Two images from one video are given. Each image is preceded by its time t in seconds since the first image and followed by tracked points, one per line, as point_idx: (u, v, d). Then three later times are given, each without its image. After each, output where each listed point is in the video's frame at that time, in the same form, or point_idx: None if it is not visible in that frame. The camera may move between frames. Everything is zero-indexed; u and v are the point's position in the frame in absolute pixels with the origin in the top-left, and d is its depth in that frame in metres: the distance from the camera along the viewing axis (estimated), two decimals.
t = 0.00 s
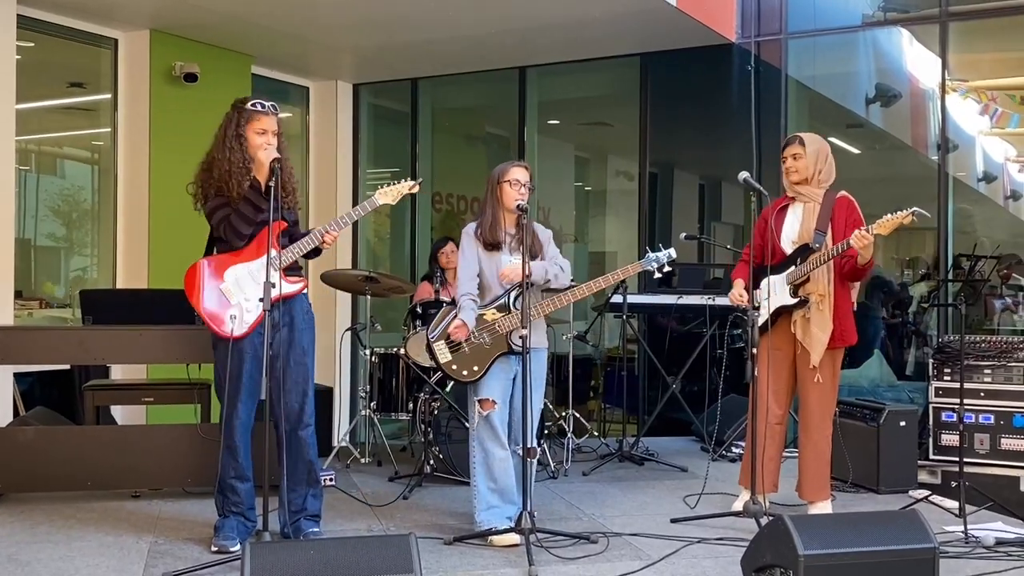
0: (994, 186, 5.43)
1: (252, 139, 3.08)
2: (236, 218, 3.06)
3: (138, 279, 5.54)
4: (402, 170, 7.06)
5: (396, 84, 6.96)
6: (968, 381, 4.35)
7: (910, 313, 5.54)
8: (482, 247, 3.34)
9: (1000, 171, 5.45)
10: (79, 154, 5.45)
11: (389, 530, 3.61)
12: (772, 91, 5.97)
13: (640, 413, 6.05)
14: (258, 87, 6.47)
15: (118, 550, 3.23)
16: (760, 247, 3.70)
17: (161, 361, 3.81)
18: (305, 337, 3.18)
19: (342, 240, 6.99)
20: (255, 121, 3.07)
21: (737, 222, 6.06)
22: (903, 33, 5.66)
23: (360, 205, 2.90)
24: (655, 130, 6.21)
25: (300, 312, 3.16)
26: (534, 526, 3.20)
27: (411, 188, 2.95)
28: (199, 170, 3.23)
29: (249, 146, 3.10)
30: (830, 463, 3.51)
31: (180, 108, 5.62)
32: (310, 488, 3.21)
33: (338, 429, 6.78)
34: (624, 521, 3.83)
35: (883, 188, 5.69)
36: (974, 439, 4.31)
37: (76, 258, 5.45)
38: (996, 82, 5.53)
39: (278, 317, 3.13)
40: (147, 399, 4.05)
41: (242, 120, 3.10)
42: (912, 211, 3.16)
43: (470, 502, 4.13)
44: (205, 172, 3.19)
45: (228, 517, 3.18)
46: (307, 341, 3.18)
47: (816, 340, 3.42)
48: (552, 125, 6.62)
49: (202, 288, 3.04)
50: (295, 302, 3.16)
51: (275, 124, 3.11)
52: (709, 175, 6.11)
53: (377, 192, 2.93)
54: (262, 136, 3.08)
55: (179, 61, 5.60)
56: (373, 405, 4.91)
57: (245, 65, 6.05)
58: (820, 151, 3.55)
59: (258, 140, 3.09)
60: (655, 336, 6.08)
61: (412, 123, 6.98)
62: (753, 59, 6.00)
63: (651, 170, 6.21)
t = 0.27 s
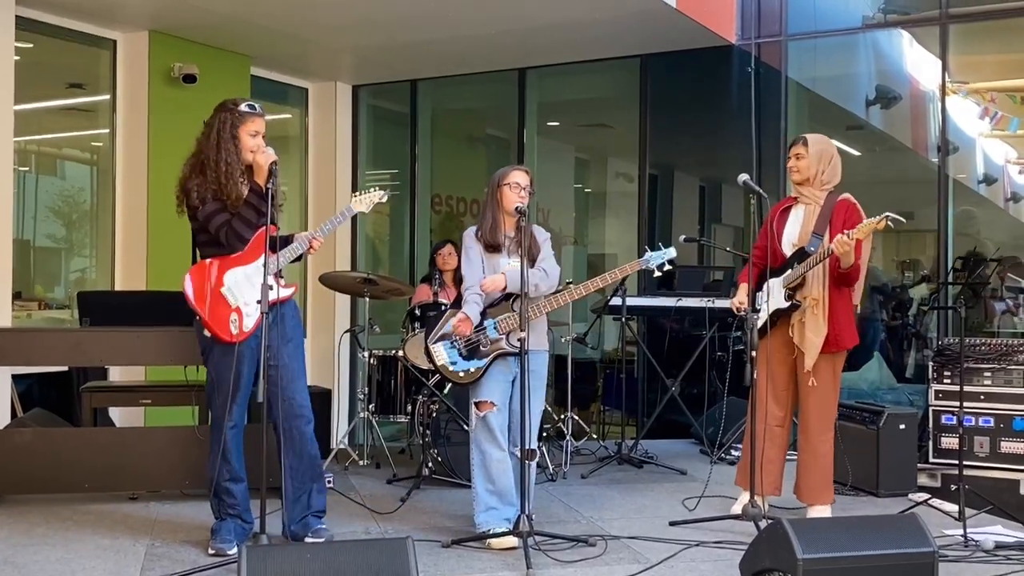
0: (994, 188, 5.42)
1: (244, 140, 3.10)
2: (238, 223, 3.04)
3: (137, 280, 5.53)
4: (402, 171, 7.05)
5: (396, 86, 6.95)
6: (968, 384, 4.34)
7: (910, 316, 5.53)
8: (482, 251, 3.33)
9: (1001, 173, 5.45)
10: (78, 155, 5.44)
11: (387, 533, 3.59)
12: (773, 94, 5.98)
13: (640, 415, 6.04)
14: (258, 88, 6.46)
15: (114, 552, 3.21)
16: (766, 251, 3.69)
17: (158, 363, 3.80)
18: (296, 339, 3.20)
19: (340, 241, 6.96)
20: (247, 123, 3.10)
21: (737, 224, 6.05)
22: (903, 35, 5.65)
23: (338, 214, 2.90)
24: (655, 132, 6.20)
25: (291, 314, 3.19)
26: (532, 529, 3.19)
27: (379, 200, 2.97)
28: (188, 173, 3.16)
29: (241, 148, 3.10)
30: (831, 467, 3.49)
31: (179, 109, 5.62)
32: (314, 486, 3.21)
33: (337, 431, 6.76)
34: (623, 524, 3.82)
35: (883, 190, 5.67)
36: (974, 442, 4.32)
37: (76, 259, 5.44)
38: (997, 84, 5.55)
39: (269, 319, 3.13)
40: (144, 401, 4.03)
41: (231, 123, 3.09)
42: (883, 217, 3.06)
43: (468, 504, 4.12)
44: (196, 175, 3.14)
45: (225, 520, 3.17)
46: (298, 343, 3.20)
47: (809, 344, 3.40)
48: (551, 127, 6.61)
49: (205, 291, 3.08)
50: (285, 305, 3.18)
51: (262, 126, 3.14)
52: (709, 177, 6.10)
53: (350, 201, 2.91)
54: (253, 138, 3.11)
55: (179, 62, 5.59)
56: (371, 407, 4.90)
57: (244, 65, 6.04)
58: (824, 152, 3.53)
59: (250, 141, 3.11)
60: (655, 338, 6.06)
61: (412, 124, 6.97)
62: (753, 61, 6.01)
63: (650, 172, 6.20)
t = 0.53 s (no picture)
0: (996, 189, 5.43)
1: (249, 141, 3.12)
2: (238, 222, 3.08)
3: (139, 281, 5.53)
4: (403, 172, 7.05)
5: (398, 86, 6.96)
6: (970, 386, 4.33)
7: (912, 317, 5.52)
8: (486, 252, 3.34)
9: (1003, 175, 5.46)
10: (81, 155, 5.45)
11: (389, 533, 3.59)
12: (775, 94, 5.94)
13: (642, 416, 6.04)
14: (260, 89, 6.47)
15: (116, 552, 3.21)
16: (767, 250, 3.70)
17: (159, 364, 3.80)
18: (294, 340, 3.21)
19: (342, 242, 6.96)
20: (252, 123, 3.13)
21: (739, 225, 6.05)
22: (905, 36, 5.64)
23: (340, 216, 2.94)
24: (656, 133, 6.20)
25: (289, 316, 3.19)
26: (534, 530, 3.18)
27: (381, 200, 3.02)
28: (189, 171, 3.18)
29: (245, 148, 3.12)
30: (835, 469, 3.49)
31: (182, 109, 5.62)
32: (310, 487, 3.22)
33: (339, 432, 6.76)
34: (625, 525, 3.82)
35: (885, 192, 5.67)
36: (976, 444, 4.31)
37: (78, 260, 5.45)
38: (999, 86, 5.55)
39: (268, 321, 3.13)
40: (146, 401, 4.03)
41: (236, 123, 3.11)
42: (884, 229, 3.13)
43: (470, 505, 4.12)
44: (196, 173, 3.16)
45: (227, 520, 3.17)
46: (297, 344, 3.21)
47: (810, 348, 3.41)
48: (553, 128, 6.61)
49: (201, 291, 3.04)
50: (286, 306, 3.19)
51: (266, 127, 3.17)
52: (711, 177, 6.10)
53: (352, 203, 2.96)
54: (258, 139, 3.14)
55: (181, 62, 5.59)
56: (373, 408, 4.90)
57: (246, 66, 6.04)
58: (824, 153, 3.53)
59: (254, 143, 3.14)
60: (656, 339, 6.06)
61: (414, 125, 6.96)
62: (755, 62, 5.99)
63: (652, 173, 6.20)
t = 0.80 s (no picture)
0: (1001, 194, 5.47)
1: (261, 145, 3.18)
2: (234, 217, 3.13)
3: (146, 285, 5.55)
4: (408, 176, 7.07)
5: (403, 91, 6.98)
6: (974, 391, 4.35)
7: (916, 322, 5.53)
8: (495, 255, 3.37)
9: (1008, 180, 5.51)
10: (87, 159, 5.47)
11: (395, 537, 3.59)
12: (779, 101, 6.00)
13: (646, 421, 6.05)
14: (265, 93, 6.49)
15: (123, 555, 3.22)
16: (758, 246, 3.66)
17: (168, 366, 3.82)
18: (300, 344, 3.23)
19: (347, 246, 6.97)
20: (267, 129, 3.19)
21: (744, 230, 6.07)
22: (909, 42, 5.66)
23: (362, 214, 3.03)
24: (660, 136, 6.20)
25: (296, 320, 3.22)
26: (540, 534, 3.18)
27: (409, 202, 3.12)
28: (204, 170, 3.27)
29: (257, 152, 3.18)
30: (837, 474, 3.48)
31: (188, 114, 5.64)
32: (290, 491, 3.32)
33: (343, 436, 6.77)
34: (630, 529, 3.82)
35: (888, 198, 5.68)
36: (981, 448, 4.29)
37: (84, 263, 5.47)
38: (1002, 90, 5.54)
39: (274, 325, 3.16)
40: (153, 404, 4.06)
41: (252, 128, 3.19)
42: (912, 236, 3.21)
43: (476, 508, 4.13)
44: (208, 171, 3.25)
45: (234, 522, 3.18)
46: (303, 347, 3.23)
47: (815, 352, 3.40)
48: (558, 132, 6.62)
49: (207, 290, 3.10)
50: (293, 309, 3.20)
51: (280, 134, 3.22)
52: (715, 182, 6.10)
53: (376, 206, 3.08)
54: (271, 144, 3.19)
55: (188, 67, 5.62)
56: (378, 411, 4.92)
57: (252, 71, 6.07)
58: (818, 159, 3.56)
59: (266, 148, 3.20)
60: (660, 343, 6.07)
61: (419, 129, 6.98)
62: (761, 67, 6.02)
63: (656, 177, 6.21)
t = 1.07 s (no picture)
0: (1001, 202, 5.50)
1: (275, 155, 3.13)
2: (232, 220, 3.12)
3: (147, 292, 5.55)
4: (408, 184, 7.07)
5: (405, 98, 6.99)
6: (974, 399, 4.36)
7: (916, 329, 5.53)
8: (494, 262, 3.39)
9: (1008, 187, 5.56)
10: (87, 165, 5.48)
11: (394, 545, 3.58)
12: (779, 109, 5.99)
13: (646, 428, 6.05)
14: (266, 100, 6.49)
15: (123, 561, 3.22)
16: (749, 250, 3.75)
17: (169, 373, 3.82)
18: (298, 349, 3.25)
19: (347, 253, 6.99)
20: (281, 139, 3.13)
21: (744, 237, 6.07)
22: (910, 49, 5.67)
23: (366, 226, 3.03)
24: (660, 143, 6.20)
25: (296, 325, 3.23)
26: (538, 541, 3.16)
27: (416, 214, 3.12)
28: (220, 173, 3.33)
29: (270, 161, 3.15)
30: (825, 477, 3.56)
31: (189, 121, 5.65)
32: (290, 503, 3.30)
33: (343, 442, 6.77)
34: (630, 537, 3.82)
35: (886, 206, 5.71)
36: (980, 456, 4.30)
37: (84, 268, 5.47)
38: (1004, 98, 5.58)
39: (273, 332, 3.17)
40: (152, 411, 4.06)
41: (268, 136, 3.15)
42: (910, 231, 3.33)
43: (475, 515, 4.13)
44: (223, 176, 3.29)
45: (233, 528, 3.18)
46: (302, 353, 3.25)
47: (798, 357, 3.50)
48: (558, 139, 6.63)
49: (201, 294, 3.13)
50: (292, 316, 3.21)
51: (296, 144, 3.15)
52: (715, 190, 6.11)
53: (384, 216, 3.08)
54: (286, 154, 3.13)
55: (189, 74, 5.64)
56: (378, 418, 4.93)
57: (254, 77, 6.08)
58: (802, 169, 3.60)
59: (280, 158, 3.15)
60: (659, 349, 6.06)
61: (420, 136, 6.99)
62: (761, 75, 6.00)
63: (657, 184, 6.22)
